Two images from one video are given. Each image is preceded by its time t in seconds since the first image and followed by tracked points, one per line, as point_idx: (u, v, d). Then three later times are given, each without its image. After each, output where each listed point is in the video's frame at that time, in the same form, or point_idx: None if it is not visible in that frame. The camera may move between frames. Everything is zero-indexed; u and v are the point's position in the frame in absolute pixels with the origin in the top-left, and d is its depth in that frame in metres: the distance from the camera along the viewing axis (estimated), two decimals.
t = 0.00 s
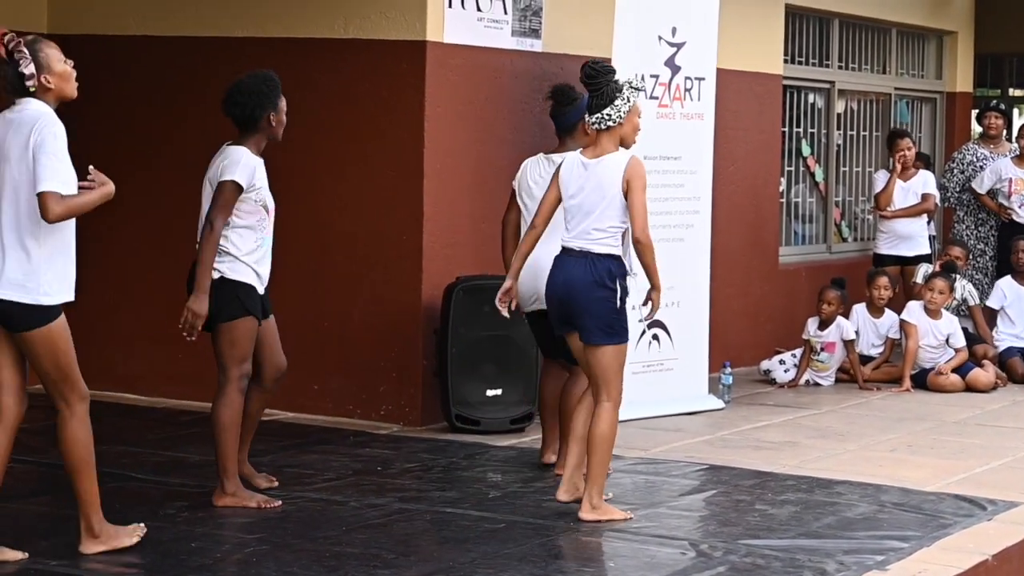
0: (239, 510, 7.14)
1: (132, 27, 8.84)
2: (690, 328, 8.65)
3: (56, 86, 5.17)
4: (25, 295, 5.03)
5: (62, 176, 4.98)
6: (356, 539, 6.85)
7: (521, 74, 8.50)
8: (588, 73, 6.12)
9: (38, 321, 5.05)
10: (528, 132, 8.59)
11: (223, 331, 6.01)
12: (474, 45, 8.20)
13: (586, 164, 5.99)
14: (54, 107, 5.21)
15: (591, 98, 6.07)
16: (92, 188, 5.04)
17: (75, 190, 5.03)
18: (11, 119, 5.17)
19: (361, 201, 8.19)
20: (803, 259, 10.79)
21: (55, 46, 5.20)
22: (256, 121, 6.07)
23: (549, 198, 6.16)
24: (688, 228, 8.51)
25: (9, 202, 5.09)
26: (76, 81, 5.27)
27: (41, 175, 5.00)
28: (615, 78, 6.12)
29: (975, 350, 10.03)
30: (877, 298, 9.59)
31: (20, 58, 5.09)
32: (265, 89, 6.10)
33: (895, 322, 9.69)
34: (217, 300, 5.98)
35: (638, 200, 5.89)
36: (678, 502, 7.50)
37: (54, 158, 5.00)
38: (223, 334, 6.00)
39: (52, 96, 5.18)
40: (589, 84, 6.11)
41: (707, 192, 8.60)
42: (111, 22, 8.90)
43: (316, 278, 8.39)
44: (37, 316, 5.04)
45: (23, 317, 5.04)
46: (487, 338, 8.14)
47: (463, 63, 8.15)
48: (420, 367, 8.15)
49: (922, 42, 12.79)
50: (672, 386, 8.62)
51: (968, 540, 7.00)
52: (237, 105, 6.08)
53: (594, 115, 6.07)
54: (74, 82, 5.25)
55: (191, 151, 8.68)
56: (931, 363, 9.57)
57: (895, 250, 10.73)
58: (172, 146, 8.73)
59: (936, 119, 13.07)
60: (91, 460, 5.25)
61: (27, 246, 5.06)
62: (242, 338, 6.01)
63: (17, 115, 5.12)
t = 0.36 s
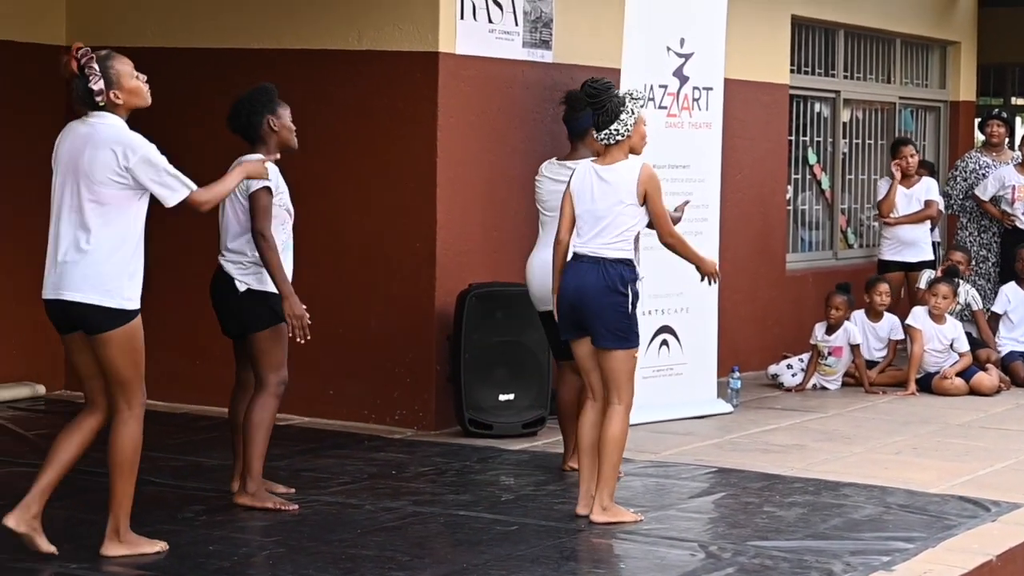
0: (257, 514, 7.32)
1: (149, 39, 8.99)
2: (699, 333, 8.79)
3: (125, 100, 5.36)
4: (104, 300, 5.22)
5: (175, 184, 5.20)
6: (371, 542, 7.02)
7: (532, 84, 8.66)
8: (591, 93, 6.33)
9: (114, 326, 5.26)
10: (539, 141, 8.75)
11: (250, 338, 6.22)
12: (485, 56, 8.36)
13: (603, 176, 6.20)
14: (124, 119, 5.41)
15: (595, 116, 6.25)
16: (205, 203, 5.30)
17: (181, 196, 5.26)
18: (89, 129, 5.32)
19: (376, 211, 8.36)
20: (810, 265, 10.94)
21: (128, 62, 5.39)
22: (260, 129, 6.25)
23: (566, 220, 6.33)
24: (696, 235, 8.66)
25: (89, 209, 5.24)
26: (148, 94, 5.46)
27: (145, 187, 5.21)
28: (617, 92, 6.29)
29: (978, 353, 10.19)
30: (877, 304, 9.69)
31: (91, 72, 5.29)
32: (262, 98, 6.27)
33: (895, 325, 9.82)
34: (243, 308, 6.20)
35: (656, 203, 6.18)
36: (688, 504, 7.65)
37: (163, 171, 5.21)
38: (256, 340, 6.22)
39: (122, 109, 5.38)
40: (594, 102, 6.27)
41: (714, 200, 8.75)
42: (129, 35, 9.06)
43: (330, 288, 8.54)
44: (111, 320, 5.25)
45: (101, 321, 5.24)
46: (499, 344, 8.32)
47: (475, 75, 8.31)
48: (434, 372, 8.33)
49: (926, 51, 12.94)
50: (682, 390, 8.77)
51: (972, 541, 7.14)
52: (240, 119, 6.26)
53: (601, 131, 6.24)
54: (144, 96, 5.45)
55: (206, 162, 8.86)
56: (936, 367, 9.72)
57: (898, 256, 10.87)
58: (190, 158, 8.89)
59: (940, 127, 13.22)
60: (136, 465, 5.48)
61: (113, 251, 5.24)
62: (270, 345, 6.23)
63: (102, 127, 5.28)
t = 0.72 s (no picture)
0: (283, 513, 7.63)
1: (179, 54, 9.31)
2: (711, 338, 9.05)
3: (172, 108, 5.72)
4: (177, 293, 5.58)
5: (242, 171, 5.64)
6: (394, 540, 7.33)
7: (549, 98, 8.98)
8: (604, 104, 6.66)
9: (170, 323, 5.59)
10: (557, 153, 9.07)
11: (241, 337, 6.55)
12: (504, 71, 8.67)
13: (619, 186, 6.51)
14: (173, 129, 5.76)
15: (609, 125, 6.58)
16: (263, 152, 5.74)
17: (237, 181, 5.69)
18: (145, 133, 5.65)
19: (400, 221, 8.67)
20: (818, 272, 11.23)
21: (179, 76, 5.76)
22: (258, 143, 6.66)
23: (580, 228, 6.63)
24: (709, 242, 8.93)
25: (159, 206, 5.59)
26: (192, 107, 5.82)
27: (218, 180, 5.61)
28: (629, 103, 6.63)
29: (982, 358, 10.40)
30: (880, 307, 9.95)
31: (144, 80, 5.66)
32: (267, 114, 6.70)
33: (896, 329, 10.01)
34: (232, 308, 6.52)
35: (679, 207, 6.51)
36: (701, 502, 7.95)
37: (232, 163, 5.63)
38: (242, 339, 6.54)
39: (171, 118, 5.73)
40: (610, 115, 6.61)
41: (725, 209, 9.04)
42: (160, 51, 9.39)
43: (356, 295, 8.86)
44: (178, 313, 5.59)
45: (169, 315, 5.58)
46: (517, 348, 8.61)
47: (494, 89, 8.62)
48: (455, 377, 8.62)
49: (930, 64, 13.23)
50: (694, 393, 9.07)
51: (976, 537, 7.43)
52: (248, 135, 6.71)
53: (614, 140, 6.55)
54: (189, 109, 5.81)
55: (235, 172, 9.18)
56: (940, 369, 10.01)
57: (904, 263, 11.17)
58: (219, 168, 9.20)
59: (944, 138, 13.51)
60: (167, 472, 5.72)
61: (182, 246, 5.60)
62: (258, 344, 6.54)
63: (165, 131, 5.63)
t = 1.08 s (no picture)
0: (322, 505, 8.02)
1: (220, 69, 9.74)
2: (729, 338, 9.43)
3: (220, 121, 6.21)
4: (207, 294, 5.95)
5: (274, 183, 5.96)
6: (428, 531, 7.71)
7: (572, 110, 9.38)
8: (626, 119, 6.98)
9: (209, 322, 5.97)
10: (580, 162, 9.47)
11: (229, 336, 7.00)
12: (530, 84, 9.06)
13: (645, 194, 6.92)
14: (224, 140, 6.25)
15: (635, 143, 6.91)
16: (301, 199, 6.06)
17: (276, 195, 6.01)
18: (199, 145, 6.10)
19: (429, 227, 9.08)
20: (830, 275, 11.63)
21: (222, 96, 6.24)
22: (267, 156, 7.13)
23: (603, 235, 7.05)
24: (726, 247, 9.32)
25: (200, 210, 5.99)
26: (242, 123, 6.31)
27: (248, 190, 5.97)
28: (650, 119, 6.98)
29: (989, 358, 10.82)
30: (888, 309, 10.33)
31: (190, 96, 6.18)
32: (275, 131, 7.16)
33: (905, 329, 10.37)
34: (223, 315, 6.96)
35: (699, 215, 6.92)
36: (719, 496, 8.35)
37: (266, 175, 5.97)
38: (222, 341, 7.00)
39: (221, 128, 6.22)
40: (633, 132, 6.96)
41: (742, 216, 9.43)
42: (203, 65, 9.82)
43: (388, 297, 9.26)
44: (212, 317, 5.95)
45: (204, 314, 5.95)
46: (542, 348, 9.01)
47: (521, 101, 9.03)
48: (483, 377, 9.02)
49: (937, 77, 13.63)
50: (712, 390, 9.45)
51: (984, 529, 7.82)
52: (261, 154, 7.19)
53: (642, 154, 6.93)
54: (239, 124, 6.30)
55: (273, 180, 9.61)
56: (948, 369, 10.40)
57: (913, 267, 11.56)
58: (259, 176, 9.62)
59: (951, 148, 13.91)
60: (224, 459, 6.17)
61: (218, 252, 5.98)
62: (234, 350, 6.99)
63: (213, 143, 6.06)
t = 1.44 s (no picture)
0: (370, 492, 8.45)
1: (273, 80, 10.28)
2: (755, 334, 9.89)
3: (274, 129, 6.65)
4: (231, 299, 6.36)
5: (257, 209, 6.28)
6: (469, 516, 8.10)
7: (605, 116, 9.81)
8: (676, 123, 7.39)
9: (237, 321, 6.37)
10: (612, 167, 9.92)
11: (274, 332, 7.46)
12: (564, 92, 9.49)
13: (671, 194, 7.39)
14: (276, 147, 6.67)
15: (683, 149, 7.33)
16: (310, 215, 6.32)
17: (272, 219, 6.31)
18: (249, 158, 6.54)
19: (469, 229, 9.52)
20: (850, 275, 12.08)
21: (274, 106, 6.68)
22: (298, 155, 7.45)
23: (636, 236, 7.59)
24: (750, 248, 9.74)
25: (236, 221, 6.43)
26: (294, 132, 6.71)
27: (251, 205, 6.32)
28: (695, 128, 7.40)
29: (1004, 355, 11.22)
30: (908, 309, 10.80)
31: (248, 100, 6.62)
32: (304, 130, 7.49)
33: (924, 328, 10.83)
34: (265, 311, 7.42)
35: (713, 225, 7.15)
36: (745, 485, 8.76)
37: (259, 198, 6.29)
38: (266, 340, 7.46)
39: (275, 136, 6.66)
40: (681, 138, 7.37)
41: (766, 217, 9.85)
42: (262, 76, 10.32)
43: (433, 295, 9.72)
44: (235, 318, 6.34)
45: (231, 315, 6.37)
46: (576, 345, 9.43)
47: (556, 109, 9.45)
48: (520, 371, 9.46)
49: (954, 83, 14.07)
50: (738, 385, 9.89)
51: (1000, 519, 8.23)
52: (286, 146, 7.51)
53: (687, 159, 7.36)
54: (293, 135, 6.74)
55: (322, 185, 10.14)
56: (965, 365, 10.84)
57: (932, 267, 12.02)
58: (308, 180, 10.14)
59: (968, 153, 14.35)
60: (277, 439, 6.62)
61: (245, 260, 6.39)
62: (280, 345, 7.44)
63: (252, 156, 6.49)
